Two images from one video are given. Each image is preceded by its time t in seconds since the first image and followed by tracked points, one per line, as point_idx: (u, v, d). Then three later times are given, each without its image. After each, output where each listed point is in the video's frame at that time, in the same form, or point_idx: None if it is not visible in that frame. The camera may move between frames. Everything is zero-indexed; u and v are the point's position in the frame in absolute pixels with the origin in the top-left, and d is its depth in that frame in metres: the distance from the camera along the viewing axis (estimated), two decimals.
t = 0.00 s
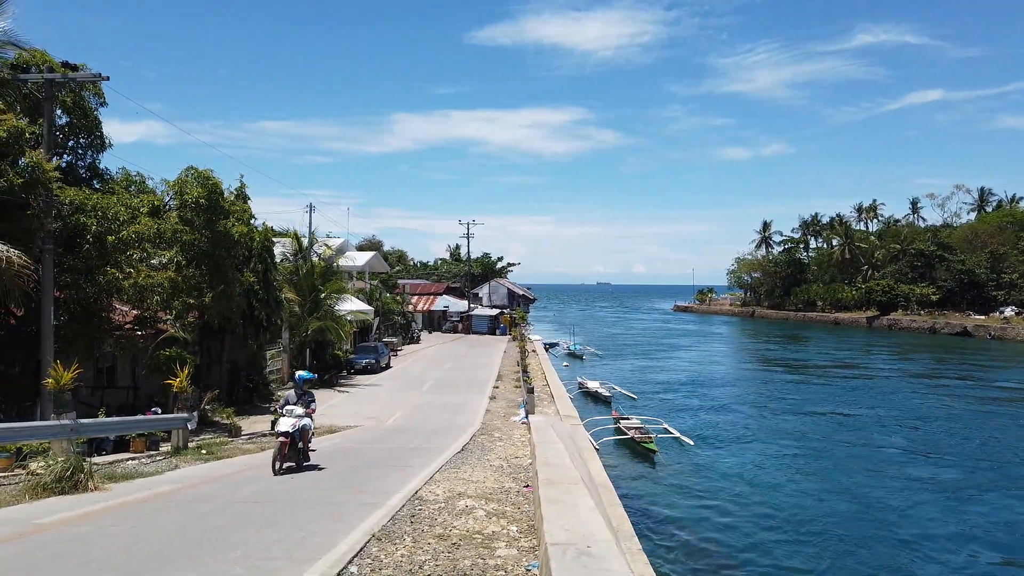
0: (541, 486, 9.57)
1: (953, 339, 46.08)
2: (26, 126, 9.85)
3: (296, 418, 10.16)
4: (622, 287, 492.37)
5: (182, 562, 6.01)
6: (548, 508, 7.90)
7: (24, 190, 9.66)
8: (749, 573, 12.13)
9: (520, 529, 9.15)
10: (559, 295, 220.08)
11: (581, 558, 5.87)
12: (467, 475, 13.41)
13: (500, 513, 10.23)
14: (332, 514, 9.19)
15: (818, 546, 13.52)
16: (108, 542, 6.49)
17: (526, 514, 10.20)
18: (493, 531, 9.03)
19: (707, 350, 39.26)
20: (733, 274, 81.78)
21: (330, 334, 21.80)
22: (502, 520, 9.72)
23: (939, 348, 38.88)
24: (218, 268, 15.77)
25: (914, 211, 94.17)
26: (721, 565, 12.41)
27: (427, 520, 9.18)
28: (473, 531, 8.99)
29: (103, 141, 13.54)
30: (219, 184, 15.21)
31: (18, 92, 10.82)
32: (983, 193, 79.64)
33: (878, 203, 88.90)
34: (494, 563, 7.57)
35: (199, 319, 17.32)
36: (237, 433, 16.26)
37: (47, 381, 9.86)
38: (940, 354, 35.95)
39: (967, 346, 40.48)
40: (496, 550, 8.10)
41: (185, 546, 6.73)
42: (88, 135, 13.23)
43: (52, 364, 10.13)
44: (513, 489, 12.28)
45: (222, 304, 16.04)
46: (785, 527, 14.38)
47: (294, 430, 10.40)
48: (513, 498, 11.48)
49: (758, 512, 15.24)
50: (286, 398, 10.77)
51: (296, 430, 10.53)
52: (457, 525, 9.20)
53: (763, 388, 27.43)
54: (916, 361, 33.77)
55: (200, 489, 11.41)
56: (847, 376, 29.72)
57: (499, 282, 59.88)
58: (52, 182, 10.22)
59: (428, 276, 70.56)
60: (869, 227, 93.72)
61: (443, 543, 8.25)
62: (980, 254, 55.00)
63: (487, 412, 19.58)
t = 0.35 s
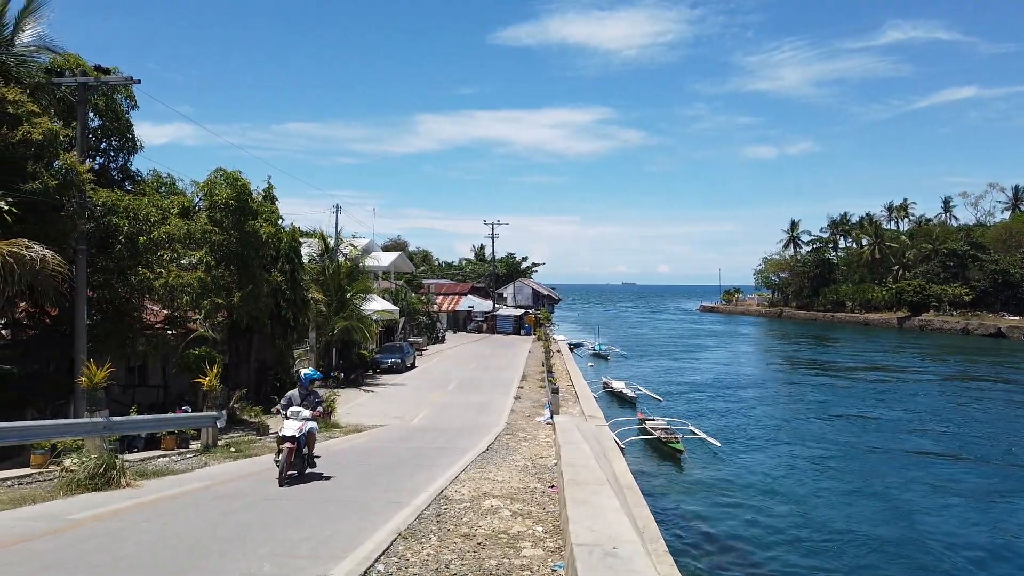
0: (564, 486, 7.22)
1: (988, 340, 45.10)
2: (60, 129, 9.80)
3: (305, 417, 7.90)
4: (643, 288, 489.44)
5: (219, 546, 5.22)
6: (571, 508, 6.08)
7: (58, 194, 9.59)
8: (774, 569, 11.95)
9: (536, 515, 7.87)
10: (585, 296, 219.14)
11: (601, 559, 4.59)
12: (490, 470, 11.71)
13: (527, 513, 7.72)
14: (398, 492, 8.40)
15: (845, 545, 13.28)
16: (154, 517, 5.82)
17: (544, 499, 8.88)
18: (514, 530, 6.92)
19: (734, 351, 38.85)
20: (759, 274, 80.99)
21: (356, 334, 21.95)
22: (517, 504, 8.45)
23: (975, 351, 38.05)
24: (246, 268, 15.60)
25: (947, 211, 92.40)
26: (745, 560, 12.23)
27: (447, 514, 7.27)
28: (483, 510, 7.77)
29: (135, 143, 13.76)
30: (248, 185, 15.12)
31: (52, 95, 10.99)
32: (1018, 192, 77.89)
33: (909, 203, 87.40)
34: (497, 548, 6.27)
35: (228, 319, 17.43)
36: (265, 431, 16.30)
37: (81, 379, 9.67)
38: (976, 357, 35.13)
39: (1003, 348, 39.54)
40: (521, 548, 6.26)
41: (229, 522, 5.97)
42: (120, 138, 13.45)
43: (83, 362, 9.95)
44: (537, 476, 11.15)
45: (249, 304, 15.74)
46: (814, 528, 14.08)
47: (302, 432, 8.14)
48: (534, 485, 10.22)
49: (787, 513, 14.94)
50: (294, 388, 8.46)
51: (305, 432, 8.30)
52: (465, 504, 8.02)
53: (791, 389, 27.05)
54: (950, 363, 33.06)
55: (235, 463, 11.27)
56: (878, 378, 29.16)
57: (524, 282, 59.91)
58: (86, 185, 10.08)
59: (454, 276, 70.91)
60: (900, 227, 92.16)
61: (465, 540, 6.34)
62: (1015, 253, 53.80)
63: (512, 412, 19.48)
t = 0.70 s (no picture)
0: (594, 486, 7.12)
1: None
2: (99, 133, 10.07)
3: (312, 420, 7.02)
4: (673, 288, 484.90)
5: (252, 542, 5.29)
6: (600, 509, 6.02)
7: (96, 196, 9.86)
8: (807, 569, 11.70)
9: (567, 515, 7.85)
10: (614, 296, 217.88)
11: (634, 560, 4.52)
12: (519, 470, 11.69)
13: (557, 514, 7.66)
14: (427, 491, 8.41)
15: (882, 547, 12.94)
16: (188, 513, 5.92)
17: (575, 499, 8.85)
18: (544, 530, 6.87)
19: (766, 352, 38.24)
20: (791, 274, 79.62)
21: (386, 333, 22.13)
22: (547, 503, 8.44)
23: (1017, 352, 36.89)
24: (279, 269, 15.73)
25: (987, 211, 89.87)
26: (777, 560, 12.00)
27: (476, 513, 7.26)
28: (512, 509, 7.75)
29: (170, 146, 14.03)
30: (280, 186, 15.30)
31: (90, 98, 11.28)
32: None
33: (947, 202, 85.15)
34: (527, 548, 6.23)
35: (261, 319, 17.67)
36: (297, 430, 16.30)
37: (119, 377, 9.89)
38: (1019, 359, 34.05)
39: None
40: (551, 549, 6.20)
41: (262, 518, 6.04)
42: (156, 141, 13.76)
43: (121, 361, 10.16)
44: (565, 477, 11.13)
45: (281, 304, 15.71)
46: (849, 531, 13.76)
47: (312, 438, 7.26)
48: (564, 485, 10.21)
49: (821, 515, 14.62)
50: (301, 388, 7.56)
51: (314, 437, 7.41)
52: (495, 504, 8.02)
53: (825, 391, 26.51)
54: (991, 365, 32.10)
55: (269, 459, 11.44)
56: (915, 380, 28.44)
57: (552, 282, 59.77)
58: (122, 187, 10.34)
59: (482, 277, 70.99)
60: (937, 227, 89.81)
61: (495, 540, 6.32)
62: None
63: (541, 412, 19.42)
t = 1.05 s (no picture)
0: (620, 487, 7.04)
1: None
2: (131, 136, 10.28)
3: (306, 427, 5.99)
4: (700, 288, 480.02)
5: (279, 539, 5.32)
6: (625, 509, 5.96)
7: (128, 197, 10.06)
8: (838, 572, 11.46)
9: (592, 514, 7.78)
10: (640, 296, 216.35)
11: (662, 562, 4.45)
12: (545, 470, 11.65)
13: (582, 514, 7.62)
14: (453, 490, 8.40)
15: (915, 551, 12.62)
16: (217, 510, 5.98)
17: (601, 499, 8.76)
18: (569, 530, 6.83)
19: (795, 353, 37.64)
20: (822, 274, 78.25)
21: (413, 333, 22.25)
22: (573, 503, 8.36)
23: None
24: (307, 269, 15.87)
25: None
26: (808, 562, 11.76)
27: (502, 513, 7.23)
28: (538, 508, 7.70)
29: (201, 148, 14.26)
30: (308, 187, 15.45)
31: (123, 102, 11.51)
32: None
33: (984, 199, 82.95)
34: (552, 548, 6.18)
35: (289, 317, 17.88)
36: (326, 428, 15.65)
37: (152, 375, 10.05)
38: None
39: None
40: (576, 549, 6.16)
41: (289, 513, 6.09)
42: (187, 143, 13.99)
43: (154, 359, 10.30)
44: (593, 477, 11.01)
45: (310, 304, 15.87)
46: (883, 534, 13.43)
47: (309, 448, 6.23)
48: (590, 484, 10.09)
49: (854, 517, 14.29)
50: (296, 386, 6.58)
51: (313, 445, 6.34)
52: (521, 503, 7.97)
53: (857, 392, 25.99)
54: None
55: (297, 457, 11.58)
56: (950, 381, 27.73)
57: (578, 282, 59.55)
58: (154, 188, 10.53)
59: (508, 277, 70.99)
60: (974, 225, 87.53)
61: (520, 539, 6.30)
62: None
63: (567, 412, 19.33)
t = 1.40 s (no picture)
0: (637, 488, 6.98)
1: None
2: (152, 137, 10.41)
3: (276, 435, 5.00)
4: (719, 287, 476.25)
5: (295, 538, 5.32)
6: (642, 510, 5.90)
7: (150, 197, 10.16)
8: (860, 574, 11.27)
9: (608, 515, 7.72)
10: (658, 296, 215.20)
11: (678, 565, 4.38)
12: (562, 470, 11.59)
13: (599, 515, 7.55)
14: (470, 490, 8.39)
15: (940, 553, 12.39)
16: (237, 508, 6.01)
17: (618, 500, 8.69)
18: (585, 531, 6.78)
19: (816, 353, 37.21)
20: (843, 273, 77.28)
21: (430, 332, 22.30)
22: (590, 504, 8.30)
23: None
24: (326, 269, 15.97)
25: None
26: (829, 564, 11.58)
27: (518, 513, 7.21)
28: (554, 509, 7.64)
29: (221, 149, 14.39)
30: (326, 187, 15.55)
31: (145, 103, 11.64)
32: None
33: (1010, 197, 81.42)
34: (568, 549, 6.12)
35: (307, 317, 17.99)
36: (344, 427, 15.68)
37: (172, 374, 10.15)
38: None
39: None
40: (592, 551, 6.10)
41: (304, 512, 6.08)
42: (207, 144, 14.14)
43: (175, 359, 10.39)
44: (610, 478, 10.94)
45: (329, 304, 15.98)
46: (906, 536, 13.20)
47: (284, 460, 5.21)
48: (607, 485, 10.01)
49: (876, 519, 14.07)
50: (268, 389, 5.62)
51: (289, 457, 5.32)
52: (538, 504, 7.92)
53: (879, 393, 25.62)
54: None
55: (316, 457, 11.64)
56: (975, 381, 27.24)
57: (596, 282, 59.36)
58: (175, 189, 10.64)
59: (526, 277, 71.00)
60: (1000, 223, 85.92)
61: (536, 540, 6.26)
62: None
63: (585, 412, 19.25)
